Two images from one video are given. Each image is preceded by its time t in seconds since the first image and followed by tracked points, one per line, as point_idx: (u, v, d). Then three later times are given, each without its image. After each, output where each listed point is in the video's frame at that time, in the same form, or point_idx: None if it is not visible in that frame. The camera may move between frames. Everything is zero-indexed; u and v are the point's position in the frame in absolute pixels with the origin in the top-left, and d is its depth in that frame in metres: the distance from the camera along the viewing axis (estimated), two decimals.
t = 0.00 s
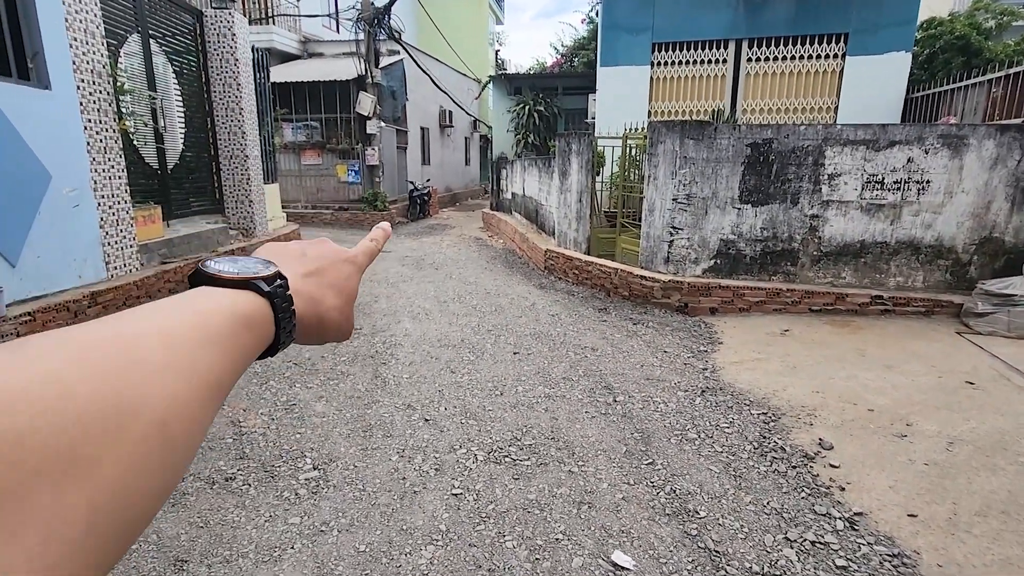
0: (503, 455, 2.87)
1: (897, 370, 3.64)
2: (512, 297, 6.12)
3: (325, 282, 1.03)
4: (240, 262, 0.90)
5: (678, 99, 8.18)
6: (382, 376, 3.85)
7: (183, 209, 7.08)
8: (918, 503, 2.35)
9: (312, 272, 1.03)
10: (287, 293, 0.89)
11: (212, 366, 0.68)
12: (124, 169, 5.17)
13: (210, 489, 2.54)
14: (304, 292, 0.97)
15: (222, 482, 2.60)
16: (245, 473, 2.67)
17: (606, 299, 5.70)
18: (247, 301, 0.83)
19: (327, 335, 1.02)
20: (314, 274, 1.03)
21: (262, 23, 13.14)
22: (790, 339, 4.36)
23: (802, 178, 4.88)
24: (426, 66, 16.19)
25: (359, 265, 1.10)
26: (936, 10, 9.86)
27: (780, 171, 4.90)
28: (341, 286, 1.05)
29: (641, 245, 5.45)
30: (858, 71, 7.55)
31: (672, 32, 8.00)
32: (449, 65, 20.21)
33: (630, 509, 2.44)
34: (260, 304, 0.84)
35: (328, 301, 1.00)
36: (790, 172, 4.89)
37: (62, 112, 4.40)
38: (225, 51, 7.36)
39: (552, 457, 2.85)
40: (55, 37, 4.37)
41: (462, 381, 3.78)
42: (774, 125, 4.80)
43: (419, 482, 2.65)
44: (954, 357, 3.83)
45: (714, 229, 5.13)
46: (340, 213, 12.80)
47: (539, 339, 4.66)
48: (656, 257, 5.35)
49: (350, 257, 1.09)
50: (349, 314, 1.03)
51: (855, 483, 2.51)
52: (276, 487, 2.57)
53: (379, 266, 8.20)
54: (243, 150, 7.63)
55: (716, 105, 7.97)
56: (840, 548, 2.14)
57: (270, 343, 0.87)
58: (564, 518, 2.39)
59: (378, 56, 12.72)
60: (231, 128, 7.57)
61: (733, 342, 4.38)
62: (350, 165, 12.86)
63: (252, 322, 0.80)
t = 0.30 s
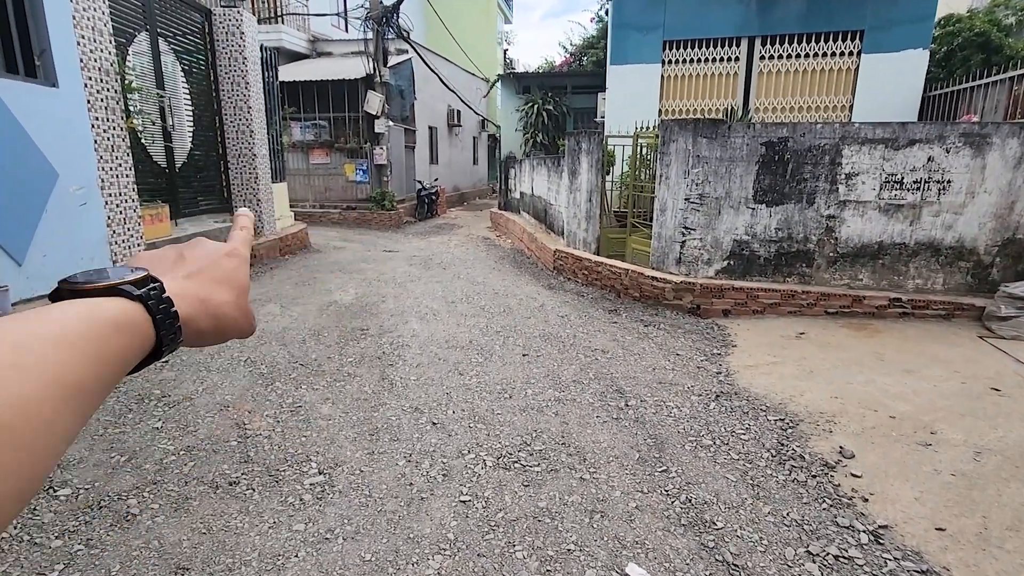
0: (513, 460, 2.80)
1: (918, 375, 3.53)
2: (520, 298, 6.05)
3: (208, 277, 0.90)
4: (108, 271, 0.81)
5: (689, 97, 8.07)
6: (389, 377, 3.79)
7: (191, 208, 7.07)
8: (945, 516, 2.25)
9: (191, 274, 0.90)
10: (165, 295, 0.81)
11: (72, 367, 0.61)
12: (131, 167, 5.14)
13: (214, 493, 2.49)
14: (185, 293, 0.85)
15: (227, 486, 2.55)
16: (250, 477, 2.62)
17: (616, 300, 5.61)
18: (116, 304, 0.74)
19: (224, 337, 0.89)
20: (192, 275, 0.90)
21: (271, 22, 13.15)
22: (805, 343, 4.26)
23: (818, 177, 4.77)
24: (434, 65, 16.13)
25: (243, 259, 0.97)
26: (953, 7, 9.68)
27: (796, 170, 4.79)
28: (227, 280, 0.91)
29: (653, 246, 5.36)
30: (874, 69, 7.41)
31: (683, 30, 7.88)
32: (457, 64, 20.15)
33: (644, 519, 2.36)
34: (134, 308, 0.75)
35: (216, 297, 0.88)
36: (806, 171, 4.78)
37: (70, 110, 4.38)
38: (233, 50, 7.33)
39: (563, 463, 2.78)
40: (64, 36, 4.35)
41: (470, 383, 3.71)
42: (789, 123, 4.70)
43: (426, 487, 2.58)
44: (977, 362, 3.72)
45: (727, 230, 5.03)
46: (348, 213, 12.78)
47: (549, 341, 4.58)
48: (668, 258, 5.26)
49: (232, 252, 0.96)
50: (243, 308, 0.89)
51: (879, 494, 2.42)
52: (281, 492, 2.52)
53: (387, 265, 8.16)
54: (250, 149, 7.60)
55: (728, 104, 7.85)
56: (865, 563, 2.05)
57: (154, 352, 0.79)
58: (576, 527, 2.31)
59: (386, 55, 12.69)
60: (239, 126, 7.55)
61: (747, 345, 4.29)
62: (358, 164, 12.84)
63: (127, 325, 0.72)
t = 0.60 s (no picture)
0: (518, 465, 2.74)
1: (931, 379, 3.46)
2: (524, 299, 5.99)
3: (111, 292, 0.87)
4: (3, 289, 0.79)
5: (695, 96, 8.00)
6: (392, 380, 3.73)
7: (194, 208, 7.04)
8: (964, 526, 2.19)
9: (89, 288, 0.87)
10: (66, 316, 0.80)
11: None
12: (133, 167, 5.11)
13: (213, 499, 2.44)
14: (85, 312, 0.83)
15: (226, 491, 2.50)
16: (250, 482, 2.57)
17: (621, 301, 5.54)
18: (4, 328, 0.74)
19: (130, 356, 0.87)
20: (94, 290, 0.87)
21: (274, 21, 13.23)
22: (814, 345, 4.19)
23: (827, 177, 4.70)
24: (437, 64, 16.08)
25: (148, 272, 0.91)
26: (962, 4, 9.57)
27: (804, 170, 4.72)
28: (130, 296, 0.88)
29: (658, 246, 5.30)
30: (882, 67, 7.32)
31: (689, 28, 7.81)
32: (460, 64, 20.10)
33: (653, 527, 2.30)
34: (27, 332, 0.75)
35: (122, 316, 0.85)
36: (815, 171, 4.71)
37: (70, 109, 4.35)
38: (237, 49, 7.30)
39: (569, 468, 2.71)
40: (64, 34, 4.31)
41: (474, 386, 3.65)
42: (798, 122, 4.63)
43: (429, 493, 2.52)
44: (992, 365, 3.65)
45: (735, 230, 4.97)
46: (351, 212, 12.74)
47: (553, 343, 4.52)
48: (674, 259, 5.20)
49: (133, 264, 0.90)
50: (146, 328, 0.86)
51: (895, 502, 2.35)
52: (281, 498, 2.46)
53: (389, 265, 8.11)
54: (253, 148, 7.56)
55: (734, 103, 7.78)
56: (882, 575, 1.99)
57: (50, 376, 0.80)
58: (583, 536, 2.25)
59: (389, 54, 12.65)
60: (242, 126, 7.51)
61: (755, 347, 4.22)
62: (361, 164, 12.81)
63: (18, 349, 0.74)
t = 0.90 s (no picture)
0: (513, 471, 2.68)
1: (935, 382, 3.40)
2: (522, 300, 5.93)
3: None
4: None
5: (694, 96, 7.95)
6: (387, 383, 3.67)
7: (189, 208, 6.98)
8: (971, 535, 2.14)
9: None
10: None
11: None
12: (127, 167, 5.05)
13: (200, 507, 2.38)
14: None
15: (214, 499, 2.44)
16: (239, 489, 2.51)
17: (620, 302, 5.48)
18: None
19: None
20: None
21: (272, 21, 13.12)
22: (816, 347, 4.13)
23: (829, 176, 4.64)
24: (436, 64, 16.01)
25: None
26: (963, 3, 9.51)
27: (805, 169, 4.66)
28: None
29: (658, 247, 5.25)
30: (883, 66, 7.27)
31: (688, 27, 7.75)
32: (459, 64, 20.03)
33: (651, 535, 2.24)
34: None
35: None
36: (816, 170, 4.65)
37: (62, 110, 4.29)
38: (233, 48, 7.24)
39: (566, 474, 2.66)
40: (55, 33, 4.25)
41: (470, 390, 3.59)
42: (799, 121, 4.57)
43: (423, 500, 2.47)
44: (996, 368, 3.59)
45: (735, 230, 4.91)
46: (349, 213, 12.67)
47: (551, 345, 4.47)
48: (673, 260, 5.15)
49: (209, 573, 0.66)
50: None
51: (899, 510, 2.29)
52: (271, 506, 2.40)
53: (387, 266, 8.05)
54: (250, 148, 7.50)
55: (734, 102, 7.73)
56: None
57: None
58: (579, 545, 2.19)
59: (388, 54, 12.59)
60: (238, 125, 7.45)
61: (755, 350, 4.16)
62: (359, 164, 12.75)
63: None
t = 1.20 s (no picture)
0: (501, 482, 2.57)
1: (937, 387, 3.30)
2: (516, 302, 5.82)
3: None
4: None
5: (691, 95, 7.86)
6: (373, 389, 3.56)
7: (178, 209, 6.87)
8: (978, 550, 2.03)
9: None
10: None
11: None
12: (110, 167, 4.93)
13: (171, 522, 2.27)
14: None
15: (186, 513, 2.33)
16: (213, 502, 2.40)
17: (616, 304, 5.38)
18: None
19: None
20: None
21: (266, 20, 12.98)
22: (814, 350, 4.03)
23: (827, 176, 4.54)
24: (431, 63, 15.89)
25: None
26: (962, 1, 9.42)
27: (803, 168, 4.56)
28: None
29: (654, 248, 5.15)
30: (882, 65, 7.19)
31: (685, 26, 7.65)
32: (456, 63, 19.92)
33: (643, 551, 2.13)
34: None
35: None
36: (814, 169, 4.55)
37: (41, 108, 4.17)
38: (223, 46, 7.12)
39: (555, 485, 2.55)
40: (32, 28, 4.13)
41: (459, 395, 3.48)
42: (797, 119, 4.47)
43: (405, 514, 2.36)
44: (999, 372, 3.49)
45: (732, 231, 4.81)
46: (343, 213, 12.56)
47: (544, 348, 4.36)
48: (669, 261, 5.04)
49: None
50: None
51: (903, 523, 2.19)
52: (245, 520, 2.29)
53: (379, 268, 7.93)
54: (240, 148, 7.38)
55: (731, 102, 7.64)
56: None
57: None
58: (567, 562, 2.08)
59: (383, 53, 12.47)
60: (228, 125, 7.33)
61: (752, 353, 4.06)
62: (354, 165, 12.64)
63: None
